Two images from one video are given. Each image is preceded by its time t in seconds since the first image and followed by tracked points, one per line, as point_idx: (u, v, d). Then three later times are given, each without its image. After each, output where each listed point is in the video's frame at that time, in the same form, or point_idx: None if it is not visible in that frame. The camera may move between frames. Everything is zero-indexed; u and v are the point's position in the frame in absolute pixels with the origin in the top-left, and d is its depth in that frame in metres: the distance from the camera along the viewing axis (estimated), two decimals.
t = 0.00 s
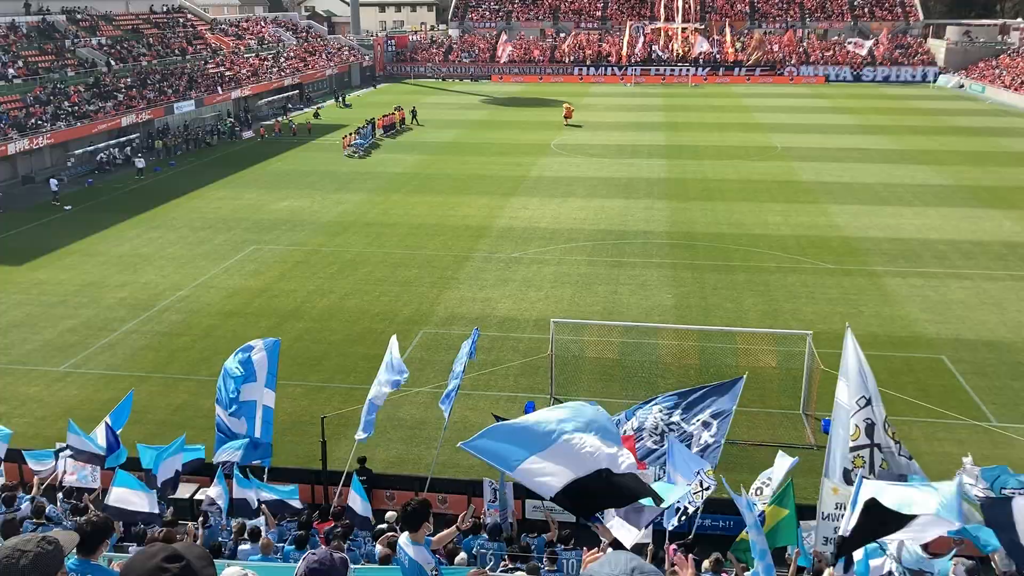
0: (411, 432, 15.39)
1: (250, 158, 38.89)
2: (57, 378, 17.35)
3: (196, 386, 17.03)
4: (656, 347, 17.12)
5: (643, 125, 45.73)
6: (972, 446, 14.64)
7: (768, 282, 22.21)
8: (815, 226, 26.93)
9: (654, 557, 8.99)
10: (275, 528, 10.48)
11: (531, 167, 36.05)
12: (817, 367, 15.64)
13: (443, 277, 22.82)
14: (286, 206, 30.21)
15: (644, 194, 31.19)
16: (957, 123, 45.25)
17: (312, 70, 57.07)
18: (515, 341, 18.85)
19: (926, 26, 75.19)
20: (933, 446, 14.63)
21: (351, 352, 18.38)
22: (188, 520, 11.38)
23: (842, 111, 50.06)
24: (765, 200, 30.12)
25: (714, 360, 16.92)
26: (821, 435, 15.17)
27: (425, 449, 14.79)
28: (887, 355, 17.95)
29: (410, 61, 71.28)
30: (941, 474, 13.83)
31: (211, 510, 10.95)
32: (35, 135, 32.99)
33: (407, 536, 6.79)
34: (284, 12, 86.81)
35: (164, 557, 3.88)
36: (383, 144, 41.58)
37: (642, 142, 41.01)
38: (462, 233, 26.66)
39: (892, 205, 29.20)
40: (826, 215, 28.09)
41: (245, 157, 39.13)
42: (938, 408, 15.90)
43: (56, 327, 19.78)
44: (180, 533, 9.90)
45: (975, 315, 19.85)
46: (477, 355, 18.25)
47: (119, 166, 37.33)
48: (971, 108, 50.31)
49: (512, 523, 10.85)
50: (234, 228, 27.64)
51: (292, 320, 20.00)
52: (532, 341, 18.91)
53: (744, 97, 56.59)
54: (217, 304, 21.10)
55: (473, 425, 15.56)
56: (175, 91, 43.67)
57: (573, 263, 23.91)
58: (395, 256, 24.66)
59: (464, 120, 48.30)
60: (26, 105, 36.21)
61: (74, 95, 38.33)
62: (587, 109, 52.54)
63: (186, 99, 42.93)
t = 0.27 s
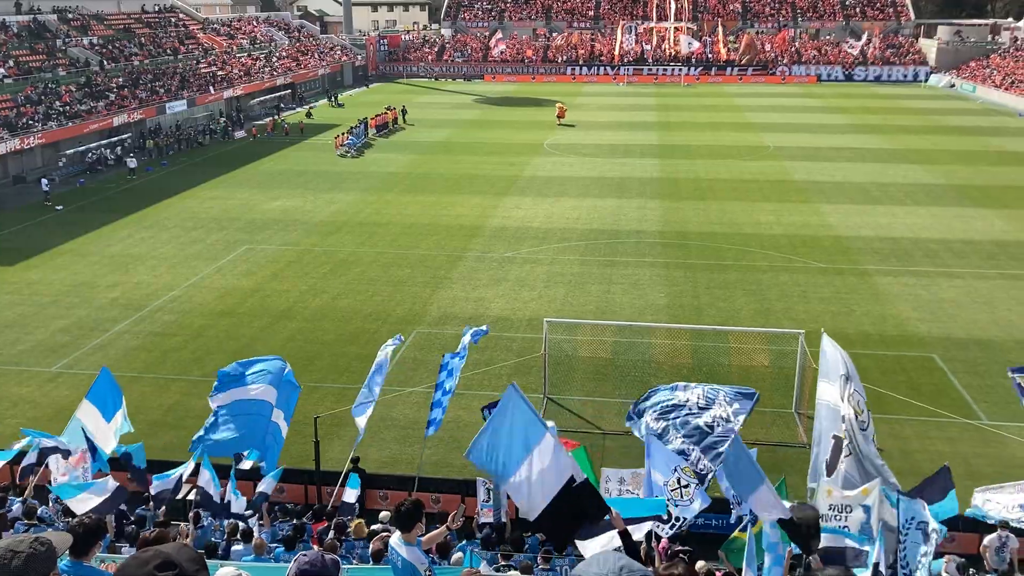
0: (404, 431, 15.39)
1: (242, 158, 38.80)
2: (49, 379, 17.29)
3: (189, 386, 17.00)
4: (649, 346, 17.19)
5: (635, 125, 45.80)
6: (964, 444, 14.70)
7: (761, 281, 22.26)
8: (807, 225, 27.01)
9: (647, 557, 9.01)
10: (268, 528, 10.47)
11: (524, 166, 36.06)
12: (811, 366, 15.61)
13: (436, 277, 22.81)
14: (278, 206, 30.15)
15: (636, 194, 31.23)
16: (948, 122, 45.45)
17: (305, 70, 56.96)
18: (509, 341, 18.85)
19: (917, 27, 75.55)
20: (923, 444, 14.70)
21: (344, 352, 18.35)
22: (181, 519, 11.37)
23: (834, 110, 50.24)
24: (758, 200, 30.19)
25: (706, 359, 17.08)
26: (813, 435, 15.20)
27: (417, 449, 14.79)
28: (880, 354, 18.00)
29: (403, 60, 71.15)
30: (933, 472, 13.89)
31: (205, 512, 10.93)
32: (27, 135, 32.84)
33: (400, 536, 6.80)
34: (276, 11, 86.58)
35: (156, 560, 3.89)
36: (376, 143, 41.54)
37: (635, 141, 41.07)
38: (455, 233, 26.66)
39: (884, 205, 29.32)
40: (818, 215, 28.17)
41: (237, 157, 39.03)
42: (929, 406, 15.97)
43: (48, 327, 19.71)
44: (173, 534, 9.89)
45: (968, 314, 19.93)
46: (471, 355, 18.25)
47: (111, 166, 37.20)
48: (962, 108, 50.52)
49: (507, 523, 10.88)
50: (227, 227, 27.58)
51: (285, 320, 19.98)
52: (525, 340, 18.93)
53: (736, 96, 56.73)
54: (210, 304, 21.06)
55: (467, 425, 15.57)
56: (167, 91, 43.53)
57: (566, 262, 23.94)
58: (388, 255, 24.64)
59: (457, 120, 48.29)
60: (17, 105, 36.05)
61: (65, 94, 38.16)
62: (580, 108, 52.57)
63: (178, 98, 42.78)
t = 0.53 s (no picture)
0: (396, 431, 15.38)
1: (234, 158, 38.70)
2: (39, 380, 17.21)
3: (180, 386, 16.94)
4: (642, 345, 17.20)
5: (627, 124, 45.87)
6: (954, 443, 14.79)
7: (752, 280, 22.34)
8: (798, 224, 27.10)
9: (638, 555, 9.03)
10: (260, 528, 10.45)
11: (516, 166, 36.07)
12: (803, 364, 15.77)
13: (428, 276, 22.79)
14: (270, 206, 30.08)
15: (628, 193, 31.28)
16: (938, 122, 45.67)
17: (297, 70, 56.85)
18: (500, 341, 18.85)
19: (907, 26, 75.90)
20: (914, 442, 14.76)
21: (336, 352, 18.32)
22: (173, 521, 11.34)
23: (825, 109, 50.43)
24: (749, 199, 30.27)
25: (698, 359, 17.02)
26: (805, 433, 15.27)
27: (409, 449, 14.78)
28: (870, 352, 18.09)
29: (394, 60, 71.07)
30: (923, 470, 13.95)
31: (196, 512, 10.90)
32: (17, 135, 32.68)
33: (390, 537, 6.80)
34: (267, 11, 86.37)
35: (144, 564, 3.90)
36: (368, 143, 41.47)
37: (627, 141, 41.13)
38: (447, 233, 26.65)
39: (875, 204, 29.44)
40: (809, 214, 28.27)
41: (229, 157, 38.91)
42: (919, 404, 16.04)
43: (39, 328, 19.62)
44: (163, 535, 9.87)
45: (957, 313, 20.04)
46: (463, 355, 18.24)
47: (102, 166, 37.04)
48: (953, 107, 50.77)
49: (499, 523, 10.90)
50: (218, 227, 27.50)
51: (277, 320, 19.94)
52: (517, 339, 18.94)
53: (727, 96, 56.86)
54: (201, 304, 21.00)
55: (459, 425, 15.56)
56: (158, 91, 43.37)
57: (559, 262, 23.96)
58: (380, 255, 24.61)
59: (449, 120, 48.27)
60: (6, 104, 35.87)
61: (55, 94, 37.99)
62: (572, 108, 52.61)
63: (169, 98, 42.62)
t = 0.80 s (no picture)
0: (387, 432, 15.35)
1: (224, 158, 38.57)
2: (28, 381, 17.11)
3: (170, 387, 16.87)
4: (634, 344, 17.42)
5: (618, 124, 45.93)
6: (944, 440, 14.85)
7: (743, 279, 22.40)
8: (788, 224, 27.19)
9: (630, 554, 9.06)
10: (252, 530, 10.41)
11: (507, 165, 36.08)
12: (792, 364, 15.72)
13: (419, 276, 22.77)
14: (260, 206, 29.99)
15: (619, 193, 31.32)
16: (928, 121, 45.89)
17: (287, 69, 56.72)
18: (492, 341, 18.83)
19: (897, 26, 76.29)
20: (903, 440, 14.87)
21: (327, 352, 18.27)
22: (165, 522, 11.32)
23: (815, 109, 50.62)
24: (740, 199, 30.35)
25: (689, 357, 17.20)
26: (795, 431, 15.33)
27: (402, 449, 14.76)
28: (861, 351, 18.17)
29: (385, 60, 70.96)
30: (913, 468, 14.01)
31: (189, 512, 10.87)
32: (5, 134, 32.50)
33: (381, 538, 6.80)
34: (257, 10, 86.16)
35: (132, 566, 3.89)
36: (358, 143, 41.40)
37: (618, 140, 41.18)
38: (438, 232, 26.62)
39: (865, 203, 29.57)
40: (800, 213, 28.35)
41: (219, 156, 38.79)
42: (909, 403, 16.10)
43: (28, 328, 19.52)
44: (153, 536, 9.85)
45: (947, 312, 20.14)
46: (454, 355, 18.22)
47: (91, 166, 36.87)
48: (942, 107, 51.02)
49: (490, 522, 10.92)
50: (208, 228, 27.41)
51: (267, 320, 19.89)
52: (509, 339, 18.94)
53: (718, 96, 56.99)
54: (192, 304, 20.93)
55: (450, 425, 15.54)
56: (148, 90, 43.20)
57: (550, 261, 23.97)
58: (371, 255, 24.58)
59: (440, 119, 48.22)
60: None
61: (44, 94, 37.81)
62: (563, 107, 52.64)
63: (159, 98, 42.46)
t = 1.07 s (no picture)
0: (378, 432, 15.33)
1: (213, 158, 38.42)
2: (16, 382, 17.00)
3: (160, 388, 16.80)
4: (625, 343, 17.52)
5: (608, 124, 45.95)
6: (932, 438, 14.94)
7: (733, 278, 22.46)
8: (778, 223, 27.27)
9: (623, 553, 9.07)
10: (242, 530, 10.39)
11: (498, 165, 36.06)
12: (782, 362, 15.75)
13: (410, 276, 22.73)
14: (250, 206, 29.89)
15: (610, 192, 31.34)
16: (917, 121, 46.10)
17: (277, 69, 56.53)
18: (483, 341, 18.83)
19: (886, 26, 76.60)
20: (891, 438, 14.94)
21: (317, 353, 18.23)
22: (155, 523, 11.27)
23: (805, 109, 50.78)
24: (730, 199, 30.41)
25: (679, 356, 17.27)
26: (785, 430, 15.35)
27: (393, 449, 14.74)
28: (851, 349, 18.26)
29: (375, 60, 70.78)
30: (902, 467, 14.08)
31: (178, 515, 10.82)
32: None
33: (370, 539, 6.79)
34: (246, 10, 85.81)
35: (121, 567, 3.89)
36: (348, 142, 41.29)
37: (608, 140, 41.22)
38: (429, 232, 26.59)
39: (854, 202, 29.69)
40: (789, 213, 28.44)
41: (208, 156, 38.62)
42: (898, 401, 16.19)
43: (16, 329, 19.40)
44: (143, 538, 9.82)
45: (935, 310, 20.24)
46: (445, 355, 18.21)
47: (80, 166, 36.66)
48: (931, 106, 51.23)
49: (481, 521, 10.96)
50: (197, 228, 27.30)
51: (257, 321, 19.83)
52: (500, 339, 18.94)
53: (708, 95, 57.07)
54: (181, 305, 20.84)
55: (441, 425, 15.53)
56: (137, 90, 42.99)
57: (541, 261, 23.97)
58: (361, 255, 24.53)
59: (430, 119, 48.14)
60: None
61: (32, 94, 37.58)
62: (554, 107, 52.63)
63: (148, 97, 42.26)
